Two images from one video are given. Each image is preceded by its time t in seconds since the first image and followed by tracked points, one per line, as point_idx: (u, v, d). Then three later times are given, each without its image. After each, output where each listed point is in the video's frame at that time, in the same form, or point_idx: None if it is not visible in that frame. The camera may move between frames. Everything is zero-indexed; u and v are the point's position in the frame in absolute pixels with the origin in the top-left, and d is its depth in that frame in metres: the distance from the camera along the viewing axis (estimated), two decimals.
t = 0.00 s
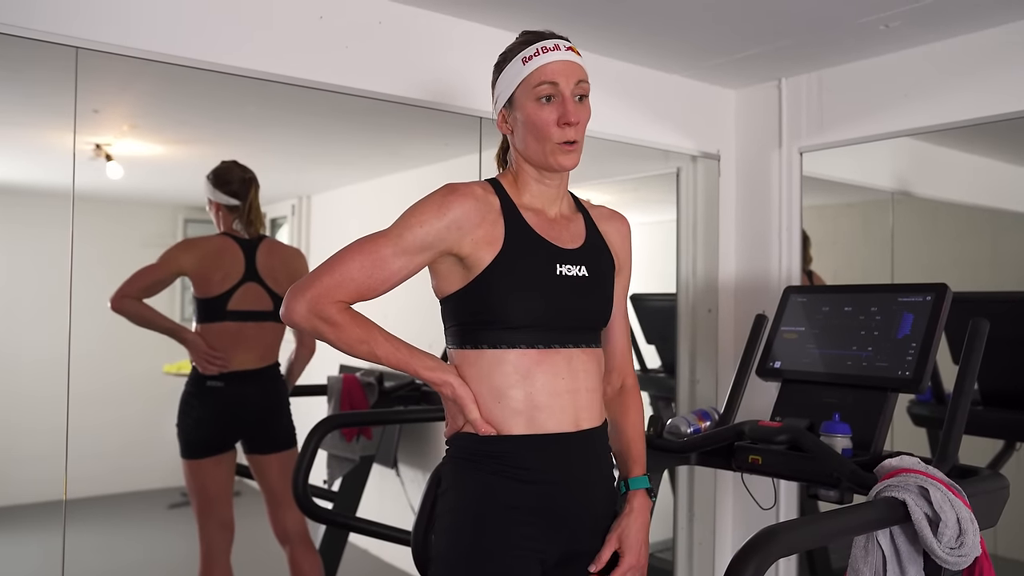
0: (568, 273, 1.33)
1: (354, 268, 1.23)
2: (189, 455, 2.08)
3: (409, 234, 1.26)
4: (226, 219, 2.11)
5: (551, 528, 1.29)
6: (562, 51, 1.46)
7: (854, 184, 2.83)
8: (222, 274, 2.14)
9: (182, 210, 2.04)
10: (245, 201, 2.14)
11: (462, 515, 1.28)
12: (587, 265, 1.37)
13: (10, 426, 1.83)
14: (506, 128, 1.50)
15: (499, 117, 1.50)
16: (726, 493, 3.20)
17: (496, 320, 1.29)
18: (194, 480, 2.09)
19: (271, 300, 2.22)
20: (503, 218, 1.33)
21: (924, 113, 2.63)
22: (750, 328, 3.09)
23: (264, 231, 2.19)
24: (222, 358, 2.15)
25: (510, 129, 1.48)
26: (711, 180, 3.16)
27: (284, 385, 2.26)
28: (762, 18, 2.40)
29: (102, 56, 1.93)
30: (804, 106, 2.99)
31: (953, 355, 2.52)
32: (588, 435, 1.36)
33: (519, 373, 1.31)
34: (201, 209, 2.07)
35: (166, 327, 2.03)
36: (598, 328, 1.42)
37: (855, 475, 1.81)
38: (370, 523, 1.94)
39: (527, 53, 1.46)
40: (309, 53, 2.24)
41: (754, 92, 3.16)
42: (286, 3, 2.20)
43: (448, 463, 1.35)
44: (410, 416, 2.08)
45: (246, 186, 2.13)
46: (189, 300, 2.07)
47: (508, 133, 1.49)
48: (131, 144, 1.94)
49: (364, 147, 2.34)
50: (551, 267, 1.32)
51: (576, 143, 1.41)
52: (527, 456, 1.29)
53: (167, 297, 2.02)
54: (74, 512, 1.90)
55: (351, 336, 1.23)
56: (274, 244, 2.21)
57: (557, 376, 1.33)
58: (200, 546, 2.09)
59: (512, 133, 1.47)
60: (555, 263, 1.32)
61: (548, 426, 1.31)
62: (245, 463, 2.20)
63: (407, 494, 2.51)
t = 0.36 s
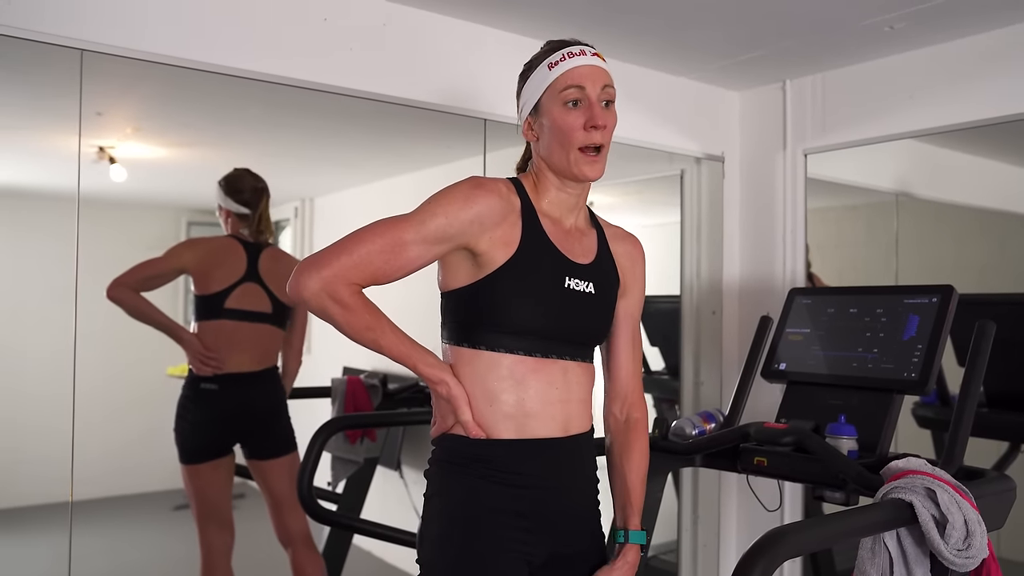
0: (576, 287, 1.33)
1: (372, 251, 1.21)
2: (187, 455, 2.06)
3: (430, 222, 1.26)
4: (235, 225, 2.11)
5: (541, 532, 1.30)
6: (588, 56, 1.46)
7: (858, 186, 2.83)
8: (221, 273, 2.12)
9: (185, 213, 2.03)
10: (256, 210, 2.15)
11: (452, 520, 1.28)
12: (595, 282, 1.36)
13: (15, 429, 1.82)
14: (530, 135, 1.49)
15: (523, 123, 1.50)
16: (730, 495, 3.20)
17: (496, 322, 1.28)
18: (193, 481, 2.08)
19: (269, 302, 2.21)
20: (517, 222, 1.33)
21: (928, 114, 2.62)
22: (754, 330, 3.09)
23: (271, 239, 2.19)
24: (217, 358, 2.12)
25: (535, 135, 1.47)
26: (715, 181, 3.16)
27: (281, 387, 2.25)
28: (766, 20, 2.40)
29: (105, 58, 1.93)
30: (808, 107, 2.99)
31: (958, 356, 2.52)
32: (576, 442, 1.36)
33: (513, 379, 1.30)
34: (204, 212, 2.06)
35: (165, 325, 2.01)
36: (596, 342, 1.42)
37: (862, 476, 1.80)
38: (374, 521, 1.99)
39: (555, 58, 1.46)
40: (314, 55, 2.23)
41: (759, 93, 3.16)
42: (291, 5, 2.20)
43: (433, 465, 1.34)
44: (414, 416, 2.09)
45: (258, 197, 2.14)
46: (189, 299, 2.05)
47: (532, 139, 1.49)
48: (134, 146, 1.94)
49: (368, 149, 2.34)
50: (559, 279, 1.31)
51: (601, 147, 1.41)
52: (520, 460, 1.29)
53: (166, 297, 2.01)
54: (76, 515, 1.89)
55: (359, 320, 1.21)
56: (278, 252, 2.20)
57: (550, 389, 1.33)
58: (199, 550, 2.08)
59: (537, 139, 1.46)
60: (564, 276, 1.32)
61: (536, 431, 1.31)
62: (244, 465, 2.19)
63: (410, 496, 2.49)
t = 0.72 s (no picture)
0: (578, 285, 1.33)
1: (378, 244, 1.21)
2: (185, 451, 2.05)
3: (437, 215, 1.25)
4: (237, 219, 2.13)
5: (537, 527, 1.31)
6: (594, 54, 1.46)
7: (858, 181, 2.83)
8: (220, 269, 2.14)
9: (184, 209, 2.02)
10: (260, 207, 2.16)
11: (449, 517, 1.28)
12: (597, 279, 1.36)
13: (15, 426, 1.82)
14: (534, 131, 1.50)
15: (529, 119, 1.50)
16: (729, 490, 3.21)
17: (497, 319, 1.28)
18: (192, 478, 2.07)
19: (269, 298, 2.23)
20: (520, 216, 1.33)
21: (928, 109, 2.63)
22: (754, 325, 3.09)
23: (271, 235, 2.21)
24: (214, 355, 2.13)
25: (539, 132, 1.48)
26: (715, 177, 3.16)
27: (279, 384, 2.25)
28: (766, 15, 2.40)
29: (104, 53, 1.92)
30: (808, 102, 2.99)
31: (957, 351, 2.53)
32: (574, 437, 1.37)
33: (513, 375, 1.30)
34: (203, 208, 2.05)
35: (164, 321, 2.01)
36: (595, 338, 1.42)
37: (861, 471, 1.80)
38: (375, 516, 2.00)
39: (560, 55, 1.46)
40: (314, 50, 2.23)
41: (759, 89, 3.16)
42: None
43: (430, 462, 1.34)
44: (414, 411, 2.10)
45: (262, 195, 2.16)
46: (188, 295, 2.06)
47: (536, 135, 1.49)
48: (133, 142, 1.93)
49: (369, 145, 2.34)
50: (561, 278, 1.31)
51: (601, 145, 1.40)
52: (518, 455, 1.29)
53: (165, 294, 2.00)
54: (76, 511, 1.89)
55: (363, 313, 1.21)
56: (277, 248, 2.22)
57: (548, 384, 1.33)
58: (198, 546, 2.07)
59: (540, 135, 1.47)
60: (566, 274, 1.32)
61: (534, 426, 1.31)
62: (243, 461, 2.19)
63: (410, 491, 2.48)
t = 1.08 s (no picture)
0: (569, 281, 1.33)
1: (366, 245, 1.21)
2: (182, 448, 2.05)
3: (424, 216, 1.25)
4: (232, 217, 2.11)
5: (535, 520, 1.31)
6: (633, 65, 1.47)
7: (854, 179, 2.84)
8: (215, 267, 2.11)
9: (179, 206, 2.01)
10: (257, 203, 2.15)
11: (448, 513, 1.28)
12: (588, 275, 1.36)
13: (12, 423, 1.82)
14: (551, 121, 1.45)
15: (548, 107, 1.45)
16: (725, 487, 3.21)
17: (490, 320, 1.28)
18: (189, 475, 2.07)
19: (264, 295, 2.20)
20: (509, 215, 1.32)
21: (924, 107, 2.63)
22: (750, 322, 3.10)
23: (267, 231, 2.18)
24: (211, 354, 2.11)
25: (562, 125, 1.44)
26: (711, 174, 3.16)
27: (277, 382, 2.23)
28: (763, 12, 2.40)
29: (99, 49, 1.91)
30: (804, 100, 2.99)
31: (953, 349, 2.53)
32: (570, 432, 1.36)
33: (507, 372, 1.30)
34: (197, 205, 2.05)
35: (160, 321, 2.00)
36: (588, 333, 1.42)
37: (856, 467, 1.80)
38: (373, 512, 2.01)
39: (600, 57, 1.44)
40: (309, 45, 2.22)
41: (755, 86, 3.16)
42: None
43: (428, 458, 1.34)
44: (409, 407, 2.09)
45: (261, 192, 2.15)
46: (184, 294, 2.04)
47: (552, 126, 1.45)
48: (128, 138, 1.93)
49: (365, 142, 2.33)
50: (553, 275, 1.31)
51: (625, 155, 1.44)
52: (514, 450, 1.29)
53: (162, 292, 2.00)
54: (72, 509, 1.88)
55: (351, 315, 1.21)
56: (274, 244, 2.19)
57: (542, 380, 1.32)
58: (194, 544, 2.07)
59: (564, 130, 1.43)
60: (558, 271, 1.32)
61: (530, 422, 1.30)
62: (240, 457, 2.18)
63: (406, 489, 2.48)
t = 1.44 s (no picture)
0: (578, 273, 1.33)
1: (399, 244, 1.18)
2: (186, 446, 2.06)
3: (454, 215, 1.22)
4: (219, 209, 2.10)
5: (550, 510, 1.33)
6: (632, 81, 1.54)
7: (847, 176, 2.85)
8: (199, 260, 2.10)
9: (172, 202, 2.00)
10: (237, 198, 2.13)
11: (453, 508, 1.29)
12: (592, 265, 1.37)
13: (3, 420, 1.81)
14: (579, 115, 1.42)
15: (583, 101, 1.41)
16: (717, 482, 3.23)
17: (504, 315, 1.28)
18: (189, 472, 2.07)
19: (248, 287, 2.20)
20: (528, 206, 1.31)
21: (916, 104, 2.64)
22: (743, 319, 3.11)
23: (250, 222, 2.17)
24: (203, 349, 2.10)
25: (591, 123, 1.42)
26: (704, 171, 3.17)
27: (277, 376, 2.24)
28: (757, 9, 2.40)
29: (89, 43, 1.89)
30: (797, 97, 3.00)
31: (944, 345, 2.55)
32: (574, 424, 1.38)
33: (521, 366, 1.30)
34: (191, 201, 2.04)
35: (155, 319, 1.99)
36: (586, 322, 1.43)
37: (848, 463, 1.80)
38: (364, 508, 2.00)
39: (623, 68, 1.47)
40: (302, 40, 2.20)
41: (749, 82, 3.16)
42: None
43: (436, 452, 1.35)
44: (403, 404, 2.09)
45: (242, 187, 2.13)
46: (174, 290, 2.03)
47: (578, 120, 1.42)
48: (120, 134, 1.92)
49: (358, 138, 2.32)
50: (564, 268, 1.32)
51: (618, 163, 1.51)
52: (523, 444, 1.30)
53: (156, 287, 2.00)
54: (64, 506, 1.88)
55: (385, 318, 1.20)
56: (257, 235, 2.19)
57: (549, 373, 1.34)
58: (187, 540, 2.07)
59: (591, 130, 1.43)
60: (568, 264, 1.32)
61: (541, 417, 1.32)
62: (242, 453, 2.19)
63: (400, 486, 2.48)
